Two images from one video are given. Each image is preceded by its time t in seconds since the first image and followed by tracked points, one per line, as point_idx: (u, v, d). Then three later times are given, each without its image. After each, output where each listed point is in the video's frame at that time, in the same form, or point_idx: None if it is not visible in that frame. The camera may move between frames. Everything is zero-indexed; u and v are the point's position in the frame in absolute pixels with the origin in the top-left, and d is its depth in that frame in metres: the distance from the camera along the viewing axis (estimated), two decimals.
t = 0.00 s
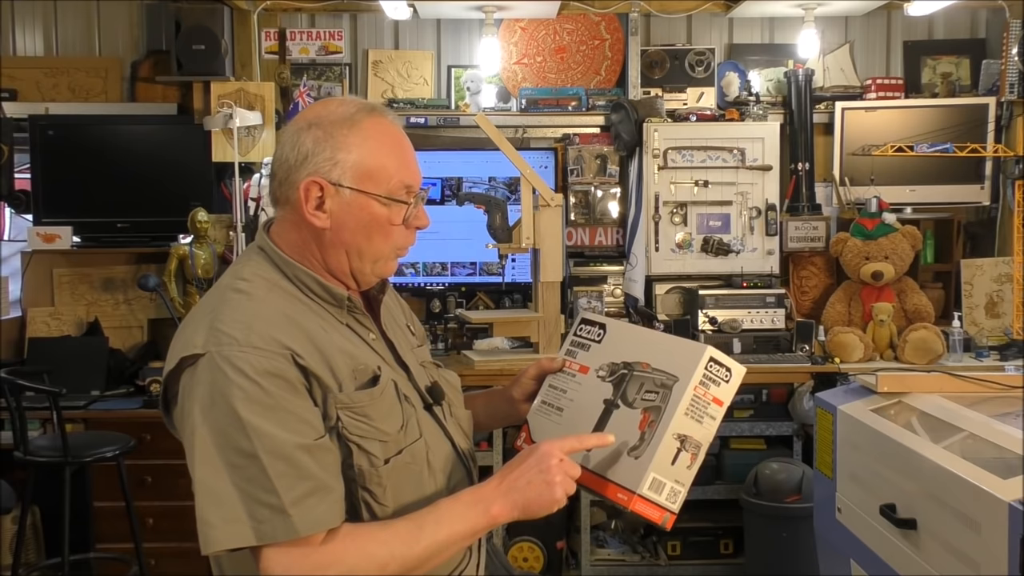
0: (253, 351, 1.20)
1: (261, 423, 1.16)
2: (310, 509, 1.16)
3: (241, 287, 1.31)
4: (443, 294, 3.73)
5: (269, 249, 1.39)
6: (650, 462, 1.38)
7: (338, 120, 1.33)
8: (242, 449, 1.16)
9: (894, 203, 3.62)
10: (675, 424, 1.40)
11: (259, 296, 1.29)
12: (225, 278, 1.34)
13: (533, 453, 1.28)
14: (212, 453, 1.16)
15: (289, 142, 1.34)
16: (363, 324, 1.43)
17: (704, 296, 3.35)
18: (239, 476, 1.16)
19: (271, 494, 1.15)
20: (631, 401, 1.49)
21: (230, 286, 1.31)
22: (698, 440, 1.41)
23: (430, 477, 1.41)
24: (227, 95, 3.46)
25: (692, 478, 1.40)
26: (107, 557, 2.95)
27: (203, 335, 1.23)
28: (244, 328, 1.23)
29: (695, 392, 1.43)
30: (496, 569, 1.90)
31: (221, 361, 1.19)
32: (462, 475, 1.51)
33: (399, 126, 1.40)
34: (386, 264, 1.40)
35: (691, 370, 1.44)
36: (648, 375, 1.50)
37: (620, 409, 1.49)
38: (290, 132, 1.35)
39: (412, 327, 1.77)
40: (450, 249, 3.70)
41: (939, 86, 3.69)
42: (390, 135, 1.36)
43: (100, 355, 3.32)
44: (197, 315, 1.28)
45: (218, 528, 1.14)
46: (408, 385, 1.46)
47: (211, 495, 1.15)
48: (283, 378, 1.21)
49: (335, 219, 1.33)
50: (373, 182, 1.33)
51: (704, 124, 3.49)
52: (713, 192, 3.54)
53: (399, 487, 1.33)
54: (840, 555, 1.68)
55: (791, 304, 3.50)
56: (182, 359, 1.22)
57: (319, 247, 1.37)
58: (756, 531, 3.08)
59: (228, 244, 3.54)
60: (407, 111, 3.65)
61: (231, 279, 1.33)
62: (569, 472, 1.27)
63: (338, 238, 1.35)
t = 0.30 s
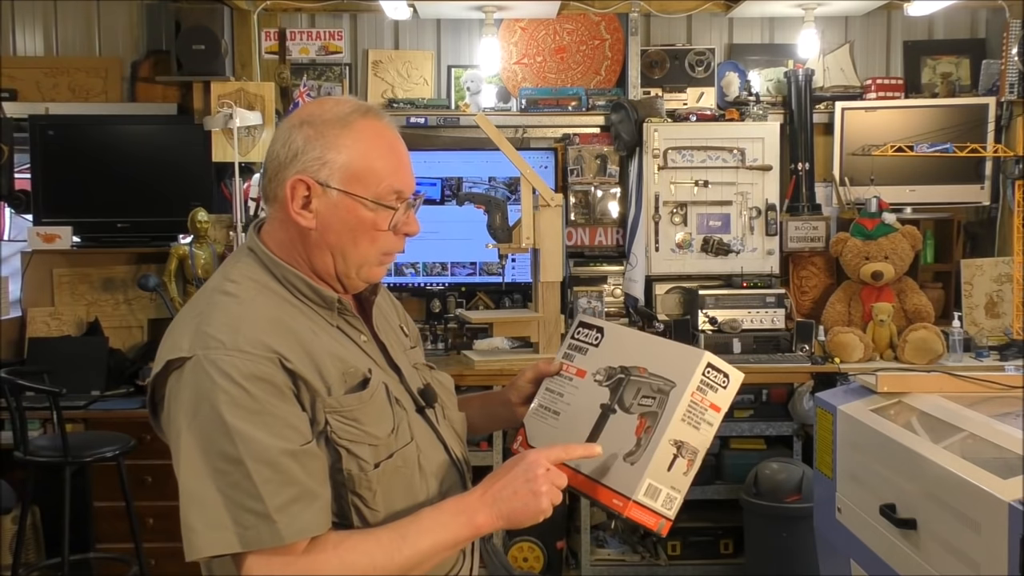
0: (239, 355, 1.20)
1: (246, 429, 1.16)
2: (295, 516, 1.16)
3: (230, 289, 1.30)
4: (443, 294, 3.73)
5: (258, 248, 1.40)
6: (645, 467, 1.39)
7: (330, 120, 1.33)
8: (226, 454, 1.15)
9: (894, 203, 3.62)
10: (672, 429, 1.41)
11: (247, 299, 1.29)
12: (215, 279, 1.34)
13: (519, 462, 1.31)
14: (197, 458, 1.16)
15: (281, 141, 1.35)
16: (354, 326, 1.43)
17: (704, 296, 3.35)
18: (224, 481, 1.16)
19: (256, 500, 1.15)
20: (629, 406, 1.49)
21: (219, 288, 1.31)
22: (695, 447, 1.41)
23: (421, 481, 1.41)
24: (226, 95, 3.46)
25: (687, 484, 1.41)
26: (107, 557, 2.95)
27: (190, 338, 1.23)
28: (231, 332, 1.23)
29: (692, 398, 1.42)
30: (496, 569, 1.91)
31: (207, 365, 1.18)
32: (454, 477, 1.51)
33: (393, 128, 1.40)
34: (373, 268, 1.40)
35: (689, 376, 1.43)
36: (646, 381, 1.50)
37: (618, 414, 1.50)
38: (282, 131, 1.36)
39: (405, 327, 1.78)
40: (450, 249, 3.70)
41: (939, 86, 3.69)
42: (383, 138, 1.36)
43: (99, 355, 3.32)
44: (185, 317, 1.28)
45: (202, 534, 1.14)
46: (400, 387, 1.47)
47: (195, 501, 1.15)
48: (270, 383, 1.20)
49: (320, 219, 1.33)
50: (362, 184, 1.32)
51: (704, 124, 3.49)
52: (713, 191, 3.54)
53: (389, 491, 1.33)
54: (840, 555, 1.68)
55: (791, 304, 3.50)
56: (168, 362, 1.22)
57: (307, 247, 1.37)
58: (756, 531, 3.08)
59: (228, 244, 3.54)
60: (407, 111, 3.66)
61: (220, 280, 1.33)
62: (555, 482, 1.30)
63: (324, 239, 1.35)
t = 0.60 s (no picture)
0: (232, 357, 1.20)
1: (237, 433, 1.15)
2: (286, 522, 1.16)
3: (224, 291, 1.30)
4: (443, 294, 3.73)
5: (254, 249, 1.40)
6: (632, 455, 1.35)
7: (331, 120, 1.33)
8: (217, 459, 1.15)
9: (894, 203, 3.62)
10: (662, 420, 1.39)
11: (241, 301, 1.29)
12: (210, 282, 1.34)
13: (507, 466, 1.30)
14: (189, 462, 1.16)
15: (281, 140, 1.35)
16: (350, 328, 1.43)
17: (704, 296, 3.35)
18: (214, 486, 1.16)
19: (247, 505, 1.15)
20: (626, 399, 1.49)
21: (213, 290, 1.31)
22: (687, 442, 1.40)
23: (416, 484, 1.41)
24: (226, 95, 3.46)
25: (675, 479, 1.38)
26: (107, 557, 2.95)
27: (184, 340, 1.23)
28: (224, 334, 1.22)
29: (687, 391, 1.43)
30: (495, 569, 1.91)
31: (199, 368, 1.18)
32: (450, 480, 1.51)
33: (393, 130, 1.40)
34: (370, 270, 1.40)
35: (685, 369, 1.45)
36: (644, 374, 1.51)
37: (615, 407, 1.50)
38: (282, 130, 1.36)
39: (401, 328, 1.78)
40: (450, 249, 3.70)
41: (939, 86, 3.69)
42: (383, 138, 1.36)
43: (99, 355, 3.32)
44: (179, 319, 1.28)
45: (193, 540, 1.14)
46: (395, 390, 1.47)
47: (186, 505, 1.15)
48: (262, 387, 1.20)
49: (317, 219, 1.32)
50: (360, 185, 1.32)
51: (704, 124, 3.49)
52: (713, 191, 3.54)
53: (384, 494, 1.33)
54: (840, 555, 1.68)
55: (790, 304, 3.50)
56: (161, 364, 1.22)
57: (304, 248, 1.37)
58: (756, 531, 3.08)
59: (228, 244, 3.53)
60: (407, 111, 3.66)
61: (214, 283, 1.33)
62: (543, 485, 1.29)
63: (320, 240, 1.34)
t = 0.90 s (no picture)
0: (228, 359, 1.20)
1: (233, 435, 1.15)
2: (281, 524, 1.16)
3: (221, 292, 1.30)
4: (443, 294, 3.73)
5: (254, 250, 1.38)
6: (623, 463, 1.35)
7: (348, 124, 1.34)
8: (213, 461, 1.15)
9: (894, 203, 3.62)
10: (660, 432, 1.38)
11: (237, 303, 1.29)
12: (206, 283, 1.34)
13: (506, 481, 1.27)
14: (185, 464, 1.16)
15: (292, 140, 1.34)
16: (349, 327, 1.43)
17: (704, 296, 3.35)
18: (211, 488, 1.16)
19: (242, 507, 1.15)
20: (630, 407, 1.50)
21: (209, 292, 1.31)
22: (682, 457, 1.38)
23: (415, 484, 1.41)
24: (226, 95, 3.46)
25: (666, 493, 1.36)
26: (107, 557, 2.95)
27: (179, 342, 1.22)
28: (220, 336, 1.22)
29: (688, 407, 1.41)
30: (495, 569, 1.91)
31: (195, 370, 1.18)
32: (450, 479, 1.51)
33: (401, 135, 1.42)
34: (373, 272, 1.41)
35: (691, 386, 1.43)
36: (651, 386, 1.52)
37: (619, 415, 1.50)
38: (293, 130, 1.34)
39: (400, 325, 1.78)
40: (449, 249, 3.70)
41: (939, 86, 3.69)
42: (394, 145, 1.38)
43: (99, 356, 3.32)
44: (175, 321, 1.28)
45: (190, 543, 1.15)
46: (395, 388, 1.47)
47: (183, 508, 1.15)
48: (258, 389, 1.20)
49: (336, 223, 1.33)
50: (378, 189, 1.34)
51: (704, 124, 3.49)
52: (713, 191, 3.54)
53: (383, 494, 1.33)
54: (840, 556, 1.67)
55: (791, 304, 3.50)
56: (157, 367, 1.22)
57: (313, 251, 1.36)
58: (756, 531, 3.08)
59: (228, 244, 3.50)
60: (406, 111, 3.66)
61: (210, 285, 1.33)
62: (541, 502, 1.26)
63: (335, 243, 1.34)
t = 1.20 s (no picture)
0: (229, 358, 1.20)
1: (236, 433, 1.15)
2: (287, 522, 1.16)
3: (221, 292, 1.30)
4: (443, 294, 3.73)
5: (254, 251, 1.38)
6: (605, 466, 1.36)
7: (353, 125, 1.34)
8: (217, 459, 1.15)
9: (894, 203, 3.62)
10: (644, 437, 1.38)
11: (238, 301, 1.29)
12: (206, 283, 1.34)
13: (539, 522, 1.27)
14: (189, 463, 1.16)
15: (296, 140, 1.34)
16: (349, 325, 1.44)
17: (704, 296, 3.35)
18: (215, 487, 1.16)
19: (247, 505, 1.15)
20: (619, 411, 1.50)
21: (209, 291, 1.31)
22: (666, 463, 1.38)
23: (418, 480, 1.41)
24: (226, 95, 3.46)
25: (649, 498, 1.37)
26: (108, 557, 2.95)
27: (180, 342, 1.22)
28: (222, 336, 1.22)
29: (675, 412, 1.40)
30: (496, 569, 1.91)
31: (197, 369, 1.18)
32: (452, 476, 1.51)
33: (402, 136, 1.43)
34: (373, 271, 1.42)
35: (680, 391, 1.42)
36: (642, 390, 1.52)
37: (610, 418, 1.50)
38: (298, 130, 1.34)
39: (399, 323, 1.78)
40: (449, 249, 3.70)
41: (939, 86, 3.69)
42: (396, 147, 1.39)
43: (99, 356, 3.32)
44: (176, 321, 1.28)
45: (195, 543, 1.14)
46: (396, 385, 1.47)
47: (188, 506, 1.15)
48: (260, 387, 1.20)
49: (342, 223, 1.33)
50: (384, 191, 1.35)
51: (704, 124, 3.49)
52: (713, 192, 3.54)
53: (386, 491, 1.33)
54: (840, 555, 1.68)
55: (791, 304, 3.50)
56: (159, 367, 1.22)
57: (317, 250, 1.36)
58: (756, 531, 3.08)
59: (228, 244, 3.50)
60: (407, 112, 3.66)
61: (210, 284, 1.33)
62: (569, 547, 1.27)
63: (340, 243, 1.35)
